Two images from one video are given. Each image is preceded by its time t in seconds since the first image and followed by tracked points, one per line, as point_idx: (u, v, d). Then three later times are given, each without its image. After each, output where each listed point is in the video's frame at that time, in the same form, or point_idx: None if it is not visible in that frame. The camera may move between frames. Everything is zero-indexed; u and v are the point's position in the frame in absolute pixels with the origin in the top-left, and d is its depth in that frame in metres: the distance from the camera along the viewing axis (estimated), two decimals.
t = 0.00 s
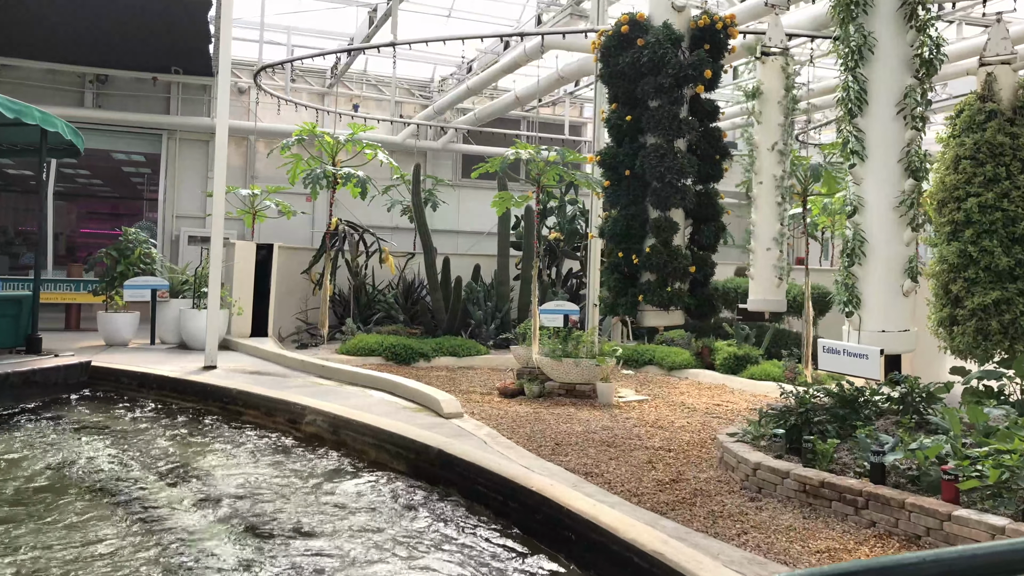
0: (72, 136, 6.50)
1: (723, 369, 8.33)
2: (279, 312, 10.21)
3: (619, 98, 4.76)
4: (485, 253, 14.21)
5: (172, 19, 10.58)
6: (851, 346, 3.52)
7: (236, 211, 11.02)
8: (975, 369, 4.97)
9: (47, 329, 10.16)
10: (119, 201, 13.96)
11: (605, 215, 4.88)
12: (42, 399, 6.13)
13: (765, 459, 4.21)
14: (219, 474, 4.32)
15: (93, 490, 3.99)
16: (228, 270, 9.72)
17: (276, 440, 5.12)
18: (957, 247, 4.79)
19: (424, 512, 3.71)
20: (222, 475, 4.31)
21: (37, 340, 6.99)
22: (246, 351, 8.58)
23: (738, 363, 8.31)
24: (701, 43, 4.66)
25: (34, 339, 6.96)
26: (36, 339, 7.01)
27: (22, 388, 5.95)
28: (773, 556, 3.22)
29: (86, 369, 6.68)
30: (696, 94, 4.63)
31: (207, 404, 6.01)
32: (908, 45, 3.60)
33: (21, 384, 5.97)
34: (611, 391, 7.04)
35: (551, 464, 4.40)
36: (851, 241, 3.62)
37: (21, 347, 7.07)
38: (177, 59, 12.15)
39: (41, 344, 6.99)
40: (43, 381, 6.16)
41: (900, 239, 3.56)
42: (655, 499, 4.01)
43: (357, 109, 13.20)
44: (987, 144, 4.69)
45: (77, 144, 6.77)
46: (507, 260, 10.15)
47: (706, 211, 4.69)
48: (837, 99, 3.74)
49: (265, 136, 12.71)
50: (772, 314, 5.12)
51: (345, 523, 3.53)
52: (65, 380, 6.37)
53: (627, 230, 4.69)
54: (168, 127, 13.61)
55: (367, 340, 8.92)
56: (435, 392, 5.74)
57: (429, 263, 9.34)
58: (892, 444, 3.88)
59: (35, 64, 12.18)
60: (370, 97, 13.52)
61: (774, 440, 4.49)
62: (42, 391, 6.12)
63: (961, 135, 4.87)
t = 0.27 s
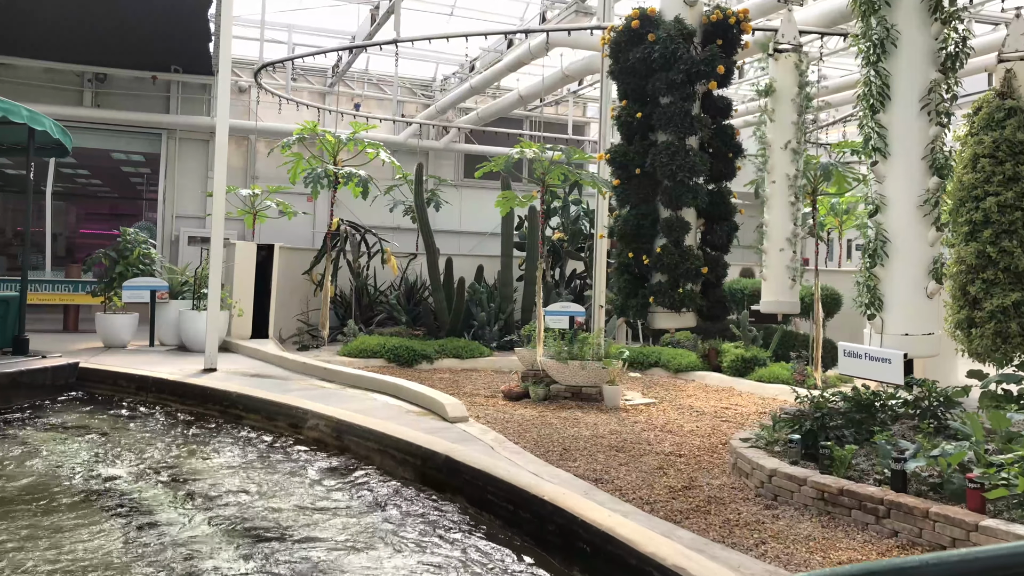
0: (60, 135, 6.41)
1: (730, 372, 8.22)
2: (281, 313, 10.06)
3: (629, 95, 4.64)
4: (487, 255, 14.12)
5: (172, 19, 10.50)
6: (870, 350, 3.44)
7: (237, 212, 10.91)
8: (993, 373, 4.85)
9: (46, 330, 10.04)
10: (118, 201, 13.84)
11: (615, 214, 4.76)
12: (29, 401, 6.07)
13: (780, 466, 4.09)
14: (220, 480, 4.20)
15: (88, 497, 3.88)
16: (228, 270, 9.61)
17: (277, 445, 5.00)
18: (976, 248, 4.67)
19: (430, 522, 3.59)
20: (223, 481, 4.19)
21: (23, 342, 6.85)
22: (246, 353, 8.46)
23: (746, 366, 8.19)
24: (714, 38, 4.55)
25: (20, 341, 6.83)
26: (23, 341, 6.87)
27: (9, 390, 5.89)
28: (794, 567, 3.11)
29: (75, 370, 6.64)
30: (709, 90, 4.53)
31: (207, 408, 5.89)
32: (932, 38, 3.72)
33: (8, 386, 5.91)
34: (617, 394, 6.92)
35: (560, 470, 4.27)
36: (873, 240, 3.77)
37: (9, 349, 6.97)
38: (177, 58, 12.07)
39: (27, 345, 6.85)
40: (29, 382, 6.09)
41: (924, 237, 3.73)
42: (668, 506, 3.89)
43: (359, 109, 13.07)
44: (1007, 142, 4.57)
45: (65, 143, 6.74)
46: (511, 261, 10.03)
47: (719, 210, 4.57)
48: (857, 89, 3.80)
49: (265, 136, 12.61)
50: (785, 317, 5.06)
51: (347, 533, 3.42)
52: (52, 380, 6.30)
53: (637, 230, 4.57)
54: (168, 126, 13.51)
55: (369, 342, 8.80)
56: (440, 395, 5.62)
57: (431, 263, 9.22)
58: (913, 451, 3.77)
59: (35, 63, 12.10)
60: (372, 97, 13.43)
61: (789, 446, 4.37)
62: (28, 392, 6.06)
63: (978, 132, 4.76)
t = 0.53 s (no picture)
0: (50, 135, 6.34)
1: (737, 374, 8.11)
2: (282, 314, 9.95)
3: (639, 92, 4.54)
4: (490, 255, 14.03)
5: (172, 18, 10.40)
6: (893, 356, 3.32)
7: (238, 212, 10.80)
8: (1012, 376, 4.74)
9: (44, 332, 9.94)
10: (117, 201, 13.76)
11: (624, 214, 4.65)
12: (18, 402, 6.00)
13: (796, 473, 3.99)
14: (221, 489, 4.09)
15: (85, 506, 3.78)
16: (230, 270, 9.51)
17: (279, 451, 4.90)
18: (995, 248, 4.55)
19: (438, 532, 3.48)
20: (223, 490, 4.08)
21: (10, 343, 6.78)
22: (247, 355, 8.36)
23: (753, 368, 8.08)
24: (726, 34, 4.44)
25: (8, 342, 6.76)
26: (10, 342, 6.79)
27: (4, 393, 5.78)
28: None
29: (62, 372, 6.57)
30: (721, 86, 4.43)
31: (207, 412, 5.79)
32: (958, 31, 3.63)
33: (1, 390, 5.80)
34: (624, 397, 6.82)
35: (570, 477, 4.17)
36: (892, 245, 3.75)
37: None
38: (177, 57, 11.98)
39: (15, 346, 6.77)
40: (17, 384, 6.00)
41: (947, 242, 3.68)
42: (682, 515, 3.79)
43: (360, 107, 12.92)
44: None
45: (53, 143, 6.71)
46: (514, 261, 9.92)
47: (732, 210, 4.46)
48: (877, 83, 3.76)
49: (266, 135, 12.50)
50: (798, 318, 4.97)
51: (351, 545, 3.31)
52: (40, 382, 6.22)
53: (648, 231, 4.47)
54: (168, 125, 13.41)
55: (372, 344, 8.70)
56: (445, 399, 5.52)
57: (434, 264, 9.11)
58: (934, 457, 3.67)
59: (33, 62, 12.00)
60: (374, 96, 13.32)
61: (804, 451, 4.27)
62: (13, 392, 5.97)
63: (997, 129, 4.65)
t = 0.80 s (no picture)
0: (37, 135, 6.25)
1: (743, 376, 8.00)
2: (282, 316, 9.84)
3: (649, 89, 4.43)
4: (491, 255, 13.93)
5: (170, 17, 10.30)
6: (917, 360, 3.22)
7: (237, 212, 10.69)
8: None
9: (42, 333, 9.85)
10: (116, 202, 13.66)
11: (633, 214, 4.54)
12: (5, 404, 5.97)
13: (811, 479, 3.88)
14: (219, 494, 3.99)
15: (80, 511, 3.67)
16: (229, 271, 9.41)
17: (279, 456, 4.78)
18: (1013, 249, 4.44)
19: (443, 543, 3.37)
20: (222, 495, 3.97)
21: None
22: (246, 357, 8.25)
23: (760, 370, 7.96)
24: (738, 29, 4.33)
25: None
26: None
27: None
28: None
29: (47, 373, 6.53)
30: (733, 83, 4.33)
31: (205, 415, 5.68)
32: (982, 24, 3.68)
33: None
34: (630, 400, 6.70)
35: (578, 484, 4.06)
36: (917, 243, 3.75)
37: None
38: (176, 56, 11.87)
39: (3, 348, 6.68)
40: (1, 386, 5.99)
41: (972, 241, 3.69)
42: (694, 523, 3.67)
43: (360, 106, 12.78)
44: None
45: (40, 143, 6.63)
46: (517, 262, 9.81)
47: (744, 210, 4.35)
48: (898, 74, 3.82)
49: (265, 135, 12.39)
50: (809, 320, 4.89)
51: (353, 555, 3.20)
52: (24, 383, 6.20)
53: (658, 230, 4.36)
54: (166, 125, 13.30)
55: (372, 346, 8.60)
56: (448, 402, 5.41)
57: (435, 265, 8.99)
58: (955, 465, 3.57)
59: (31, 61, 11.90)
60: (374, 96, 13.22)
61: (817, 457, 4.17)
62: None
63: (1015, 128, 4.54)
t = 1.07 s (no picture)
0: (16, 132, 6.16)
1: (750, 379, 7.88)
2: (282, 318, 9.71)
3: (658, 86, 4.32)
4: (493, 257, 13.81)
5: (168, 16, 10.19)
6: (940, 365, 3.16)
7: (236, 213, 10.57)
8: None
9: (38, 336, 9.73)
10: (113, 203, 13.54)
11: (642, 214, 4.43)
12: None
13: (827, 486, 3.76)
14: (218, 501, 3.88)
15: (73, 521, 3.55)
16: (227, 273, 9.29)
17: (278, 463, 4.66)
18: None
19: (450, 554, 3.25)
20: (220, 503, 3.86)
21: None
22: (244, 360, 8.13)
23: (766, 373, 7.84)
24: (750, 25, 4.22)
25: None
26: None
27: None
28: None
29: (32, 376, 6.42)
30: (745, 80, 4.21)
31: (203, 420, 5.56)
32: (1010, 15, 3.75)
33: None
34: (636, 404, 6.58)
35: (587, 493, 3.94)
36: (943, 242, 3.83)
37: None
38: (174, 55, 11.77)
39: None
40: None
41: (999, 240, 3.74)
42: (707, 533, 3.56)
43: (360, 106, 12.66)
44: None
45: (22, 142, 6.53)
46: (519, 264, 9.69)
47: (756, 210, 4.24)
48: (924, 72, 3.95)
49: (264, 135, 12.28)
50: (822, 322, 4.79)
51: (356, 566, 3.09)
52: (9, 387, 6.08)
53: (667, 231, 4.25)
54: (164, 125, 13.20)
55: (373, 348, 8.48)
56: (451, 407, 5.29)
57: (436, 266, 8.87)
58: (979, 473, 3.46)
59: (27, 60, 11.80)
60: (374, 95, 13.11)
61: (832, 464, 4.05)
62: None
63: None
